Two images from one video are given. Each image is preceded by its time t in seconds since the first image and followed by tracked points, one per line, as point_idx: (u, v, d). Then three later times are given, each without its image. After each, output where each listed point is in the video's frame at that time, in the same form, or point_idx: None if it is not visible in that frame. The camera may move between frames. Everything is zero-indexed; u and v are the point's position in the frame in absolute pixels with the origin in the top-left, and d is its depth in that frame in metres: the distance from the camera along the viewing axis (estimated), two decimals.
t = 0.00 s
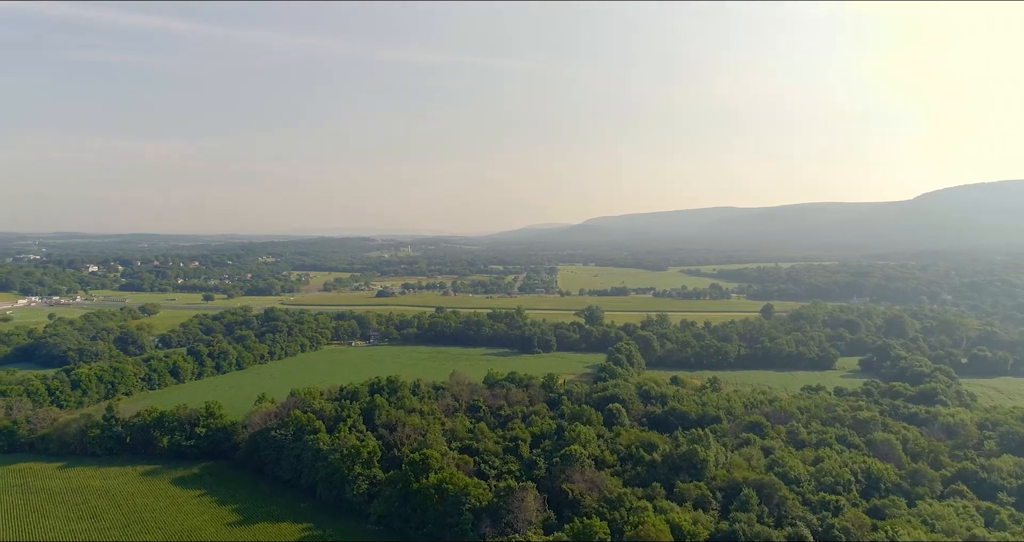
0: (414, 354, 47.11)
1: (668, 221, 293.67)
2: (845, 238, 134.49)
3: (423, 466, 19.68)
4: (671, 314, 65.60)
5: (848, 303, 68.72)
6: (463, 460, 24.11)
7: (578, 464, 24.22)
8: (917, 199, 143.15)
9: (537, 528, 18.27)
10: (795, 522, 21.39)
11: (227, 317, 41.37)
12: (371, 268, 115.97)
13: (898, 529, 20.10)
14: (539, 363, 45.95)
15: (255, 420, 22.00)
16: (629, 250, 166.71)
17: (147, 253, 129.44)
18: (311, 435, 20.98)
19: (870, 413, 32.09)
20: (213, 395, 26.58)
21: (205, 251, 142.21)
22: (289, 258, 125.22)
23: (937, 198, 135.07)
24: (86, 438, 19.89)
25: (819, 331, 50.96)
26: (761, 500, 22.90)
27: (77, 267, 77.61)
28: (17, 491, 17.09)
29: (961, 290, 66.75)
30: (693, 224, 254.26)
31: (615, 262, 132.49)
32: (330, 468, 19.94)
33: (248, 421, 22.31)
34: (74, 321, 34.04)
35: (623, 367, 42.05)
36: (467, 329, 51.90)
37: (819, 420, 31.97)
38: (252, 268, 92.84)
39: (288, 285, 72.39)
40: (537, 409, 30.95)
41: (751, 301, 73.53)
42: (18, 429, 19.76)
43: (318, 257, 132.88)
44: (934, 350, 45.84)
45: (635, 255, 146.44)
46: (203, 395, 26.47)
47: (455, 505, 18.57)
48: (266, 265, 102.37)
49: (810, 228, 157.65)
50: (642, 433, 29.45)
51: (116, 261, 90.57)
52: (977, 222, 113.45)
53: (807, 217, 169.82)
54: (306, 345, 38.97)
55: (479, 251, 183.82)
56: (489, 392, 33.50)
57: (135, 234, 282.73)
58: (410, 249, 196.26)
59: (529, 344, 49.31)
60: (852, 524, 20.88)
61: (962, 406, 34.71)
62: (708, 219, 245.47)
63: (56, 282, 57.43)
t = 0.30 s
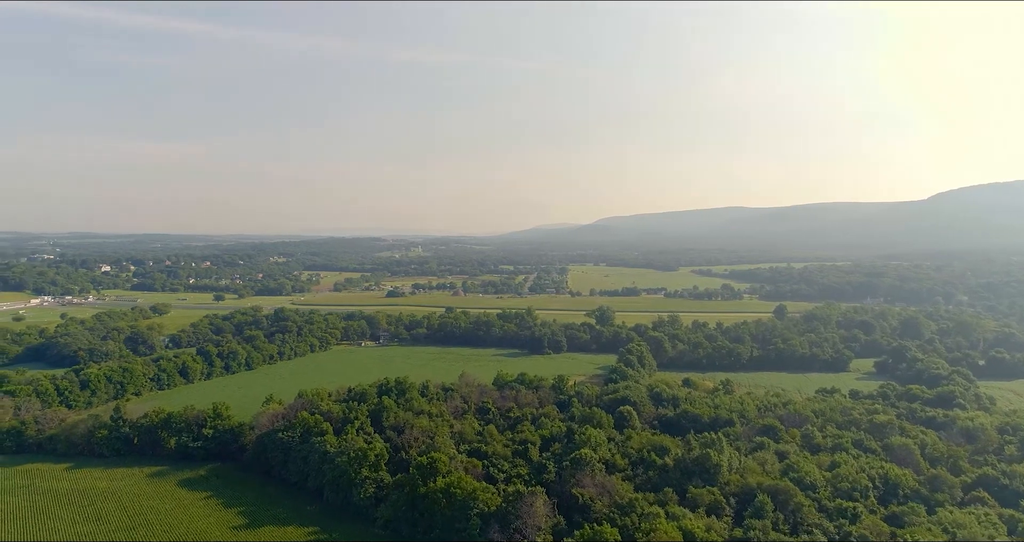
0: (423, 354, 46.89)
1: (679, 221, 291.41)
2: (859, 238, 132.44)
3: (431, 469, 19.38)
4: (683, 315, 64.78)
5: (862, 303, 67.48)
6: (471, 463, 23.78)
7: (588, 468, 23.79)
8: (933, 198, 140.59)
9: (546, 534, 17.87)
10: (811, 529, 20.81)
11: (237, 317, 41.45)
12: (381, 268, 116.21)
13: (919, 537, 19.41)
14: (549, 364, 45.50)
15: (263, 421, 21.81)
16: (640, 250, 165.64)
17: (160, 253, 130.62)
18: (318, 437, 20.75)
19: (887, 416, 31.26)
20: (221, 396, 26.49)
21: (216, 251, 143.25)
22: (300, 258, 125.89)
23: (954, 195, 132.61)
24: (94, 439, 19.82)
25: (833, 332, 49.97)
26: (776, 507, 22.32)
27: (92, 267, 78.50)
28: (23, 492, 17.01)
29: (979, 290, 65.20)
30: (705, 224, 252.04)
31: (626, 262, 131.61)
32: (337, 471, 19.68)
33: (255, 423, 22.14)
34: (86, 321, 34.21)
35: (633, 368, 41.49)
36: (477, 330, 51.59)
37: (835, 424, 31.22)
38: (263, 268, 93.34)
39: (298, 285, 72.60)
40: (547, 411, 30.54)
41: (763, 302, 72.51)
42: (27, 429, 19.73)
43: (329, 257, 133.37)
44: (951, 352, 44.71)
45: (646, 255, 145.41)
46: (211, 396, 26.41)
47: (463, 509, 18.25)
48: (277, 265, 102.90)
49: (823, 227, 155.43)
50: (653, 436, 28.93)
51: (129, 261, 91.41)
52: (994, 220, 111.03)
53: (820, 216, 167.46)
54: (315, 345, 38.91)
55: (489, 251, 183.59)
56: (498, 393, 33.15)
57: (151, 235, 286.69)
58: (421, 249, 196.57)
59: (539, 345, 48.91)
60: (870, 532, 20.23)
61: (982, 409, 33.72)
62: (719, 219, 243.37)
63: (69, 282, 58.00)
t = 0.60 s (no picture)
0: (433, 355, 46.64)
1: (691, 220, 289.13)
2: (874, 237, 130.33)
3: (438, 473, 19.05)
4: (695, 315, 63.93)
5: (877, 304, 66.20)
6: (480, 466, 23.44)
7: (599, 472, 23.33)
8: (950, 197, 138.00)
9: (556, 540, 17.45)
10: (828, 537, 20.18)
11: (247, 317, 41.51)
12: (392, 268, 116.39)
13: None
14: (560, 365, 45.01)
15: (271, 422, 21.66)
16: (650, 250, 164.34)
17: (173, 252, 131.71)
18: (325, 439, 20.52)
19: (904, 420, 30.41)
20: (229, 397, 26.40)
21: (228, 250, 144.22)
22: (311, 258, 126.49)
23: (971, 192, 129.96)
24: (101, 440, 19.76)
25: (847, 333, 48.98)
26: (792, 513, 21.71)
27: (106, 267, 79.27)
28: (30, 493, 16.93)
29: (998, 291, 63.65)
30: (716, 224, 249.79)
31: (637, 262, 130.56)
32: (344, 474, 19.43)
33: (263, 424, 21.97)
34: (97, 320, 34.37)
35: (645, 370, 40.90)
36: (487, 330, 51.26)
37: (850, 427, 30.44)
38: (274, 268, 93.77)
39: (308, 285, 72.78)
40: (557, 413, 30.12)
41: (776, 302, 71.40)
42: (35, 430, 19.69)
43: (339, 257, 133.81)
44: (968, 354, 43.59)
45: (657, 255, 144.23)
46: (219, 396, 26.35)
47: (471, 514, 17.93)
48: (288, 265, 103.37)
49: (837, 226, 153.23)
50: (665, 440, 28.39)
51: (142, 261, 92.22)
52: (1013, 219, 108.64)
53: (834, 215, 165.08)
54: (325, 346, 38.84)
55: (499, 251, 183.33)
56: (507, 395, 32.79)
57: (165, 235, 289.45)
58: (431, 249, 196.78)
59: (549, 345, 48.47)
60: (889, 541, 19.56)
61: (1002, 413, 32.70)
62: (731, 219, 241.03)
63: (82, 282, 58.50)
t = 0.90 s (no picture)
0: (443, 356, 46.42)
1: (702, 220, 286.64)
2: (890, 237, 128.09)
3: (447, 477, 18.74)
4: (707, 316, 63.02)
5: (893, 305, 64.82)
6: (489, 470, 23.09)
7: (610, 477, 22.87)
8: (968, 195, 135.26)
9: None
10: None
11: (257, 318, 41.58)
12: (402, 268, 116.49)
13: None
14: (570, 367, 44.52)
15: (279, 424, 21.48)
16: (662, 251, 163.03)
17: (186, 253, 132.88)
18: (333, 442, 20.28)
19: (922, 424, 29.51)
20: (238, 398, 26.33)
21: (241, 251, 145.28)
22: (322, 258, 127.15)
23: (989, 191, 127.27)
24: (109, 441, 19.68)
25: (861, 335, 47.92)
26: (808, 521, 21.07)
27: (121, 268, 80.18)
28: (36, 495, 16.85)
29: (1019, 292, 61.97)
30: (729, 224, 247.33)
31: (649, 262, 129.42)
32: (351, 477, 19.17)
33: (270, 425, 21.79)
34: (108, 321, 34.56)
35: (656, 372, 40.29)
36: (497, 331, 50.91)
37: (867, 432, 29.63)
38: (285, 268, 94.20)
39: (319, 285, 72.92)
40: (567, 416, 29.69)
41: (790, 303, 70.21)
42: (44, 430, 19.66)
43: (350, 257, 134.23)
44: (987, 356, 42.41)
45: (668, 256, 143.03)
46: (228, 397, 26.29)
47: (479, 520, 17.59)
48: (299, 265, 103.83)
49: (852, 226, 150.92)
50: (678, 444, 27.86)
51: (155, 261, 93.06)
52: None
53: (848, 214, 162.70)
54: (335, 346, 38.74)
55: (510, 251, 183.01)
56: (517, 397, 32.44)
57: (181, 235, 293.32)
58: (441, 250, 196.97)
59: (559, 347, 47.98)
60: None
61: None
62: (743, 220, 238.32)
63: (95, 282, 59.08)
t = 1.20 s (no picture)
0: (455, 357, 46.15)
1: (716, 220, 283.92)
2: (908, 236, 125.54)
3: (456, 482, 18.37)
4: (722, 317, 62.01)
5: (911, 306, 63.26)
6: (499, 475, 22.68)
7: (623, 483, 22.33)
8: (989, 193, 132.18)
9: None
10: None
11: (269, 318, 41.65)
12: (413, 268, 116.64)
13: None
14: (583, 369, 43.94)
15: (288, 426, 21.26)
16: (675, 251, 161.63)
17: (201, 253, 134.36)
18: (341, 445, 19.98)
19: (944, 429, 28.50)
20: (248, 399, 26.21)
21: (254, 251, 146.66)
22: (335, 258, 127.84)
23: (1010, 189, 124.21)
24: (118, 442, 19.60)
25: (878, 337, 46.71)
26: (829, 530, 20.34)
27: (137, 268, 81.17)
28: (43, 497, 16.77)
29: None
30: (743, 224, 244.62)
31: (663, 262, 128.06)
32: (359, 481, 18.86)
33: (279, 428, 21.58)
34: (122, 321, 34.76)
35: (670, 374, 39.58)
36: (509, 332, 50.50)
37: (887, 437, 28.68)
38: (297, 268, 94.78)
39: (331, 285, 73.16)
40: (580, 419, 29.16)
41: (806, 304, 68.85)
42: (54, 431, 19.65)
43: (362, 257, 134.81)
44: (1010, 358, 41.03)
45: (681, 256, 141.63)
46: (238, 399, 26.20)
47: (489, 527, 17.19)
48: (311, 265, 104.44)
49: (869, 225, 148.33)
50: (693, 449, 27.20)
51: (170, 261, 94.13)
52: None
53: (864, 212, 160.10)
54: (346, 347, 38.61)
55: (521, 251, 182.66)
56: (529, 400, 31.98)
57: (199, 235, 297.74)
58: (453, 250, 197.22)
59: (572, 348, 47.47)
60: None
61: None
62: (757, 220, 235.30)
63: (110, 282, 59.78)
